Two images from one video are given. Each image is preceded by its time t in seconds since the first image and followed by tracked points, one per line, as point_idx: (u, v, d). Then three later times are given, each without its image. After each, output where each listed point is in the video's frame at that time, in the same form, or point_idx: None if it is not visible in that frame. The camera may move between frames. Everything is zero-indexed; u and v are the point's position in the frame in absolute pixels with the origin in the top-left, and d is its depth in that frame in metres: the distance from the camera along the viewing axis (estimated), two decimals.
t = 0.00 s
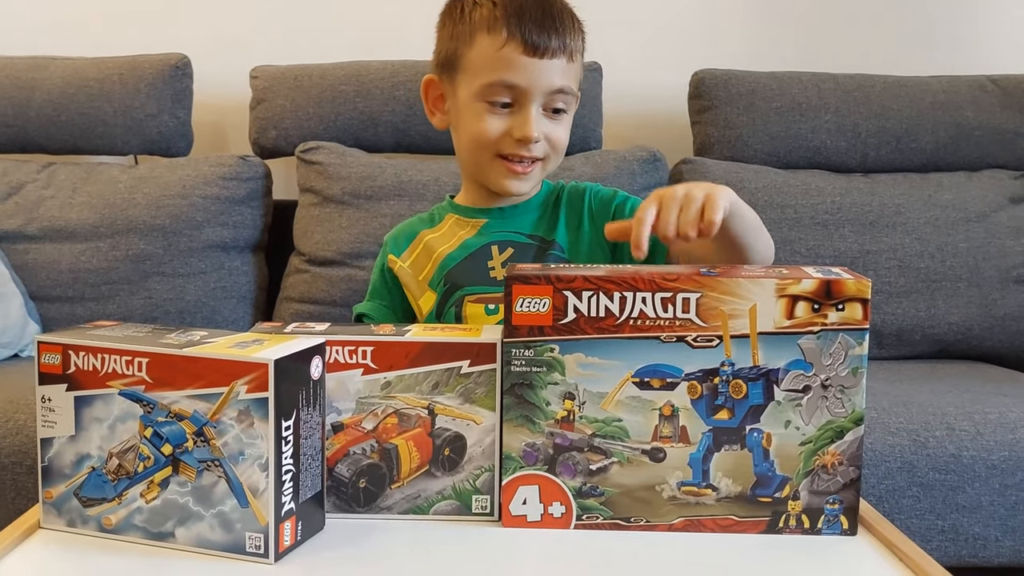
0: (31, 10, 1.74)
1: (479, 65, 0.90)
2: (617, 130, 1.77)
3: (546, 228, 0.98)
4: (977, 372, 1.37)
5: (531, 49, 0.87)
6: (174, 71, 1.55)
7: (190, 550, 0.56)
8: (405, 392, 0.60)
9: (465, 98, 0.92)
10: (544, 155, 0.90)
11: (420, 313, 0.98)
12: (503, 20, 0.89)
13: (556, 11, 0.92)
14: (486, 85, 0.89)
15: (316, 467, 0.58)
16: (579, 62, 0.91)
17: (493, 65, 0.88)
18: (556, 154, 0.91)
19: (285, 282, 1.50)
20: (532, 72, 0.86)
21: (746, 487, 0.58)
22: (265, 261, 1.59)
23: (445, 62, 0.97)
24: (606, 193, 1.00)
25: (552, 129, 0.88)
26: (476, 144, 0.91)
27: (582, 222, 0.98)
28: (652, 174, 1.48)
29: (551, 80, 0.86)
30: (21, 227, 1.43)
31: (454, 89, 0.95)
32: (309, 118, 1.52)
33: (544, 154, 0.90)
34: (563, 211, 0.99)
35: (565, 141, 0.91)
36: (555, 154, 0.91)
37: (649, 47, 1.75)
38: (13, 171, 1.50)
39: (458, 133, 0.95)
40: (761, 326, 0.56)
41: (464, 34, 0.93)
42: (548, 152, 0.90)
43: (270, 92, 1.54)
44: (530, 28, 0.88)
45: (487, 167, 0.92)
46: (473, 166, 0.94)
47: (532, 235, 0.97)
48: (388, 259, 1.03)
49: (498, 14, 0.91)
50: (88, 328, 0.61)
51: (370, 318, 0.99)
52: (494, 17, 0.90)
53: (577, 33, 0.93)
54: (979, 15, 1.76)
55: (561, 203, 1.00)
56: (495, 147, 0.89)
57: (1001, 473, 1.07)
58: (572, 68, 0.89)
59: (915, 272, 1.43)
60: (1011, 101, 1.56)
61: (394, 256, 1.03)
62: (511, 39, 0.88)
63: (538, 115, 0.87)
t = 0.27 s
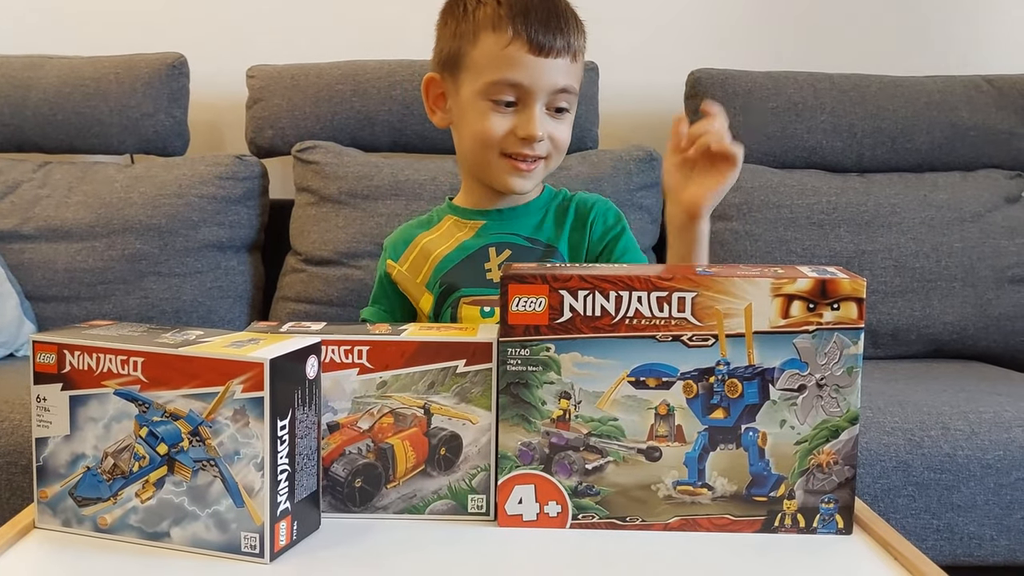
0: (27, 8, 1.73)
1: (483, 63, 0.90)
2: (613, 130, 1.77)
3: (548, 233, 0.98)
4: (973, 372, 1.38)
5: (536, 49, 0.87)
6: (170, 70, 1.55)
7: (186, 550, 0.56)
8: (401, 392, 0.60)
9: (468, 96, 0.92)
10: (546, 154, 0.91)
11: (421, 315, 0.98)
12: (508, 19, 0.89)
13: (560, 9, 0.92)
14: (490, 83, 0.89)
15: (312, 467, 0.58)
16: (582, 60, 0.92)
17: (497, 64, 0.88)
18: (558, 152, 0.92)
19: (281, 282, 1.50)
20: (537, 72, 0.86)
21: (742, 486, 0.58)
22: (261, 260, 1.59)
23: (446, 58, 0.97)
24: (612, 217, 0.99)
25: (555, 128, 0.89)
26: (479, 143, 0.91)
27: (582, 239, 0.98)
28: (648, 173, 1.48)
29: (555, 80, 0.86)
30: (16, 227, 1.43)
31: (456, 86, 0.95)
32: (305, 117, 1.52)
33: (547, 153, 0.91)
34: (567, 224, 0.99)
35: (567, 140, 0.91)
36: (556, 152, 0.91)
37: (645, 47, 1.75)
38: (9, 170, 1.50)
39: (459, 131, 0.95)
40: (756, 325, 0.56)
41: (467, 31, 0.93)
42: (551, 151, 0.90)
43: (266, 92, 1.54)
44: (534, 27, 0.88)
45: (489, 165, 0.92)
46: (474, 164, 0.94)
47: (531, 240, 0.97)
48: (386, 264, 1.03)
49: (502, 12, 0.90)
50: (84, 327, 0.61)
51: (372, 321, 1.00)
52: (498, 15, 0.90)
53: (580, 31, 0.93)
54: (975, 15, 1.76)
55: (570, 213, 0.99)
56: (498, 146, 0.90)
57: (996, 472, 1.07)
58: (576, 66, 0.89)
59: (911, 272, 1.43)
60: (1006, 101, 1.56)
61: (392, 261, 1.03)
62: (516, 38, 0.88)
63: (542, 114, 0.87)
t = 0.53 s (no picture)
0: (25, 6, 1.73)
1: (482, 64, 0.90)
2: (612, 129, 1.77)
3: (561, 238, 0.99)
4: (970, 371, 1.38)
5: (532, 47, 0.87)
6: (168, 69, 1.55)
7: (184, 548, 0.56)
8: (399, 390, 0.60)
9: (470, 98, 0.92)
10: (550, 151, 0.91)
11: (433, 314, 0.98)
12: (503, 19, 0.89)
13: (557, 6, 0.92)
14: (488, 84, 0.89)
15: (310, 465, 0.58)
16: (582, 56, 0.91)
17: (495, 64, 0.88)
18: (563, 149, 0.91)
19: (279, 280, 1.50)
20: (534, 70, 0.86)
21: (739, 485, 0.59)
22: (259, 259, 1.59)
23: (448, 62, 0.97)
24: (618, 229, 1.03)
25: (557, 124, 0.88)
26: (483, 144, 0.91)
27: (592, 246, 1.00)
28: (646, 172, 1.48)
29: (552, 76, 0.86)
30: (14, 225, 1.43)
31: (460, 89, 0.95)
32: (304, 116, 1.52)
33: (551, 150, 0.90)
34: (580, 231, 1.00)
35: (571, 136, 0.91)
36: (562, 149, 0.91)
37: (644, 46, 1.75)
38: (7, 168, 1.49)
39: (465, 133, 0.95)
40: (754, 324, 0.56)
41: (466, 34, 0.93)
42: (554, 148, 0.90)
43: (265, 90, 1.54)
44: (530, 25, 0.88)
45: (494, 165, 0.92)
46: (481, 165, 0.94)
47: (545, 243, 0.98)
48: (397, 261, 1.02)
49: (498, 12, 0.90)
50: (82, 326, 0.61)
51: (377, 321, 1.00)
52: (494, 16, 0.90)
53: (579, 27, 0.93)
54: (972, 15, 1.77)
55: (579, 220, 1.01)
56: (501, 145, 0.90)
57: (994, 471, 1.07)
58: (574, 62, 0.89)
59: (909, 271, 1.43)
60: (1004, 101, 1.57)
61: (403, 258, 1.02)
62: (511, 38, 0.88)
63: (542, 111, 0.87)
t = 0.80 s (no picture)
0: (25, 8, 1.73)
1: (500, 69, 0.90)
2: (611, 128, 1.77)
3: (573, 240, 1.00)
4: (970, 371, 1.38)
5: (553, 52, 0.87)
6: (169, 70, 1.55)
7: (185, 548, 0.56)
8: (399, 391, 0.60)
9: (487, 102, 0.92)
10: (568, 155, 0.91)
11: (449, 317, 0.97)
12: (522, 23, 0.89)
13: (574, 10, 0.92)
14: (507, 88, 0.89)
15: (311, 466, 0.58)
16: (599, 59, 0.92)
17: (514, 69, 0.88)
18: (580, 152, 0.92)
19: (279, 281, 1.50)
20: (554, 74, 0.87)
21: (739, 485, 0.59)
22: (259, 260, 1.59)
23: (463, 65, 0.97)
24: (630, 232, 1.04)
25: (576, 129, 0.89)
26: (500, 148, 0.91)
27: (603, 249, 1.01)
28: (646, 173, 1.48)
29: (573, 81, 0.86)
30: (15, 226, 1.43)
31: (475, 93, 0.95)
32: (304, 117, 1.52)
33: (568, 154, 0.91)
34: (593, 232, 1.01)
35: (588, 140, 0.91)
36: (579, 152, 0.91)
37: (643, 46, 1.75)
38: (7, 170, 1.50)
39: (480, 136, 0.95)
40: (753, 324, 0.56)
41: (483, 38, 0.93)
42: (572, 151, 0.90)
43: (265, 91, 1.54)
44: (550, 30, 0.88)
45: (512, 169, 0.92)
46: (497, 168, 0.94)
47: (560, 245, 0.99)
48: (411, 264, 1.01)
49: (516, 16, 0.90)
50: (83, 327, 0.62)
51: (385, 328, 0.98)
52: (512, 20, 0.90)
53: (595, 30, 0.93)
54: (972, 15, 1.77)
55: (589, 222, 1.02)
56: (520, 149, 0.90)
57: (994, 471, 1.07)
58: (593, 66, 0.89)
59: (909, 271, 1.43)
60: (1004, 100, 1.57)
61: (418, 261, 1.01)
62: (531, 42, 0.88)
63: (562, 115, 0.88)
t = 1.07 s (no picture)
0: (28, 6, 1.73)
1: (514, 73, 0.90)
2: (613, 128, 1.77)
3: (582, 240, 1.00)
4: (972, 371, 1.38)
5: (567, 58, 0.87)
6: (171, 69, 1.55)
7: (188, 545, 0.56)
8: (402, 389, 0.60)
9: (499, 105, 0.92)
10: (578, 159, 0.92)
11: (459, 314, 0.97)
12: (537, 28, 0.89)
13: (588, 14, 0.92)
14: (520, 93, 0.89)
15: (313, 464, 0.58)
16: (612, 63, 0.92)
17: (527, 74, 0.88)
18: (590, 156, 0.92)
19: (281, 280, 1.50)
20: (568, 81, 0.87)
21: (741, 484, 0.59)
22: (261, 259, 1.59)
23: (475, 67, 0.97)
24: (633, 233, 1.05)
25: (587, 134, 0.89)
26: (512, 151, 0.91)
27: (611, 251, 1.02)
28: (648, 172, 1.48)
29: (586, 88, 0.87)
30: (17, 225, 1.43)
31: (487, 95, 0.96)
32: (306, 116, 1.52)
33: (579, 158, 0.91)
34: (602, 235, 1.02)
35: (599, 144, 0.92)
36: (589, 157, 0.92)
37: (646, 46, 1.75)
38: (10, 168, 1.50)
39: (491, 138, 0.95)
40: (756, 324, 0.56)
41: (496, 41, 0.93)
42: (582, 155, 0.91)
43: (267, 90, 1.54)
44: (564, 35, 0.88)
45: (522, 172, 0.93)
46: (508, 171, 0.95)
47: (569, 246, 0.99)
48: (420, 261, 1.01)
49: (531, 20, 0.90)
50: (87, 324, 0.62)
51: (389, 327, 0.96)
52: (527, 23, 0.90)
53: (609, 34, 0.93)
54: (974, 15, 1.77)
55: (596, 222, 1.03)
56: (531, 154, 0.90)
57: (996, 472, 1.07)
58: (606, 71, 0.90)
59: (911, 271, 1.43)
60: (1007, 101, 1.57)
61: (426, 258, 1.01)
62: (545, 47, 0.88)
63: (574, 121, 0.88)
